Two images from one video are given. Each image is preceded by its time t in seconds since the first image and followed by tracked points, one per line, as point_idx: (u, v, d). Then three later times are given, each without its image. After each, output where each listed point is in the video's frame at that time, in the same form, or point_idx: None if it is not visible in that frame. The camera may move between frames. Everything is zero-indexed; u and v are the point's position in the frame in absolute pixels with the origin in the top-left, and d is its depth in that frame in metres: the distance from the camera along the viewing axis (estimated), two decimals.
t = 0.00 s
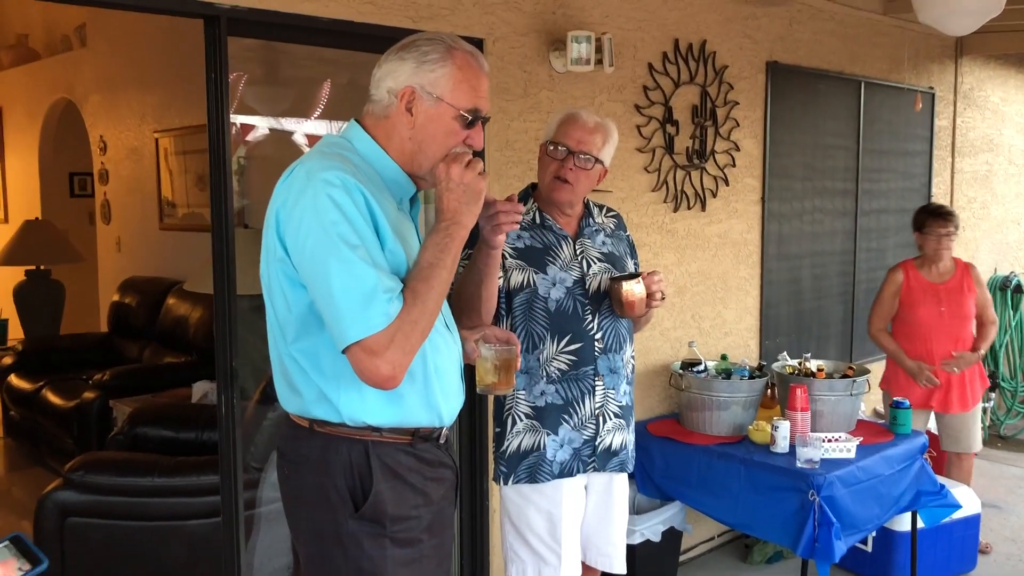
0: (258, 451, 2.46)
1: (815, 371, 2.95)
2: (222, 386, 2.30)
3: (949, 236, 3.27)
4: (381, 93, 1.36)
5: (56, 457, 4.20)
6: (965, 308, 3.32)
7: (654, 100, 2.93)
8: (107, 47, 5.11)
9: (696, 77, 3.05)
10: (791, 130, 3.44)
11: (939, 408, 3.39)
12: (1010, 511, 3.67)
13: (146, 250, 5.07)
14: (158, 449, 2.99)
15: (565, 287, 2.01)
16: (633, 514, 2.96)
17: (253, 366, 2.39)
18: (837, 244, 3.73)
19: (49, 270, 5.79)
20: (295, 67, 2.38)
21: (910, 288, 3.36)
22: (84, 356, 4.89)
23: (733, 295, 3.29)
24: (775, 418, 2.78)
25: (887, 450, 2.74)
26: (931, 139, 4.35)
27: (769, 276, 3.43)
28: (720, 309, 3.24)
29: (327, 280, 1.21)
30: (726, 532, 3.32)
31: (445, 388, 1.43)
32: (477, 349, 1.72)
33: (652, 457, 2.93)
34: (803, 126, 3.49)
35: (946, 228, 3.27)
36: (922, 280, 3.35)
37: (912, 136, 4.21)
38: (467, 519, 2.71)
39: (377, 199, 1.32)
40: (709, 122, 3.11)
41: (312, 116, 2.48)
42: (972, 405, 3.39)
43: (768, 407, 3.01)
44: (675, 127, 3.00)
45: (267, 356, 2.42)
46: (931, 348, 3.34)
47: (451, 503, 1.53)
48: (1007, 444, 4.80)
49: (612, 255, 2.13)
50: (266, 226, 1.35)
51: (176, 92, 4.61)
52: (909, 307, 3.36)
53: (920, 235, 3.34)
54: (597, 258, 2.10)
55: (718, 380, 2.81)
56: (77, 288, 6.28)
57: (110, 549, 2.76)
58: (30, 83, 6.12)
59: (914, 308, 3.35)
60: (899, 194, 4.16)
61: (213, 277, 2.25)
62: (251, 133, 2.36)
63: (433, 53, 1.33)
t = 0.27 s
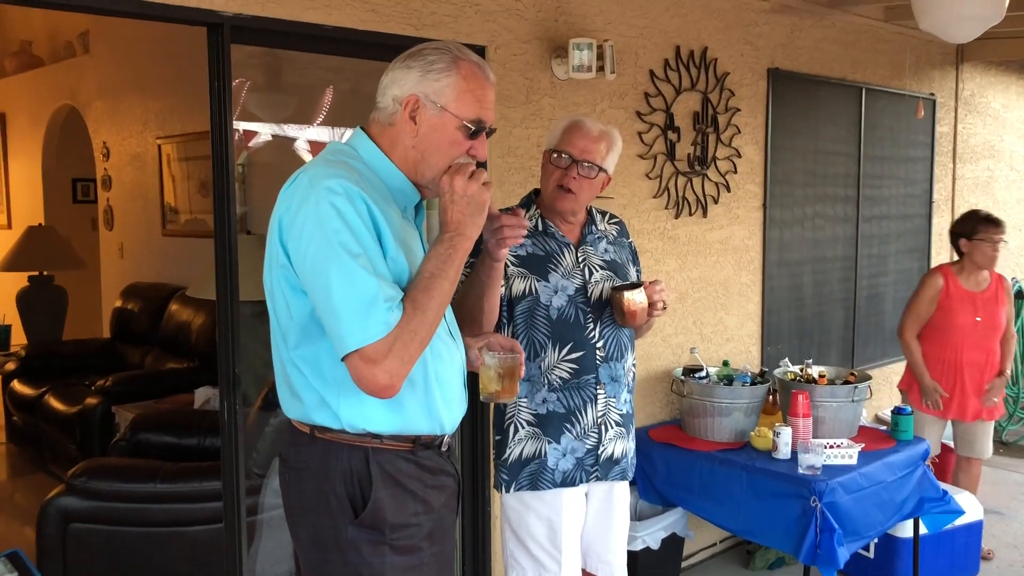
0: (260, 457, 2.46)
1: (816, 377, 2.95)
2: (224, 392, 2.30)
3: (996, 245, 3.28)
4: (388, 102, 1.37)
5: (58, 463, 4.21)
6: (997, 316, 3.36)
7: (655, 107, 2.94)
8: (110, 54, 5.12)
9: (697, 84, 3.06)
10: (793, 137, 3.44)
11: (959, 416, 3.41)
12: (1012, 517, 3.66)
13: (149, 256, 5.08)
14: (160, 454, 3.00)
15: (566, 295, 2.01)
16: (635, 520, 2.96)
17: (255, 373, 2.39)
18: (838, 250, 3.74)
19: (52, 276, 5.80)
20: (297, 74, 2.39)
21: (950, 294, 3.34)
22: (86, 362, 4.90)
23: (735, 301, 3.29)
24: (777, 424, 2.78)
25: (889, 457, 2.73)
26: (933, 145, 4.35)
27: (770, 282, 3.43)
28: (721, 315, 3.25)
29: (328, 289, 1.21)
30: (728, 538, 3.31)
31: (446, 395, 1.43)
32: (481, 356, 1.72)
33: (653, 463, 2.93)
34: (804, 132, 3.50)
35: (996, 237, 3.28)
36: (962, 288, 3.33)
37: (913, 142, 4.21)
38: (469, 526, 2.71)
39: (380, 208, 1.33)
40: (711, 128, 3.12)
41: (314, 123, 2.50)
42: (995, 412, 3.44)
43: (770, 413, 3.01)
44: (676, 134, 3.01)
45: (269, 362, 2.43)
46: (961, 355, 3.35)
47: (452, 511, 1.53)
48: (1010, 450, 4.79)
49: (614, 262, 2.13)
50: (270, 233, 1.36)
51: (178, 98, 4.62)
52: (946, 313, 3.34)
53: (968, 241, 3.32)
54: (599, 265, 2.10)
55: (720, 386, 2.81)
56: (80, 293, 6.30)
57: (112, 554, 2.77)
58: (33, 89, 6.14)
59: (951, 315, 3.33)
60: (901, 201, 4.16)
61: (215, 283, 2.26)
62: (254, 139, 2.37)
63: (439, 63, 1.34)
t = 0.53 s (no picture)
0: (258, 461, 2.46)
1: (816, 381, 2.94)
2: (223, 396, 2.30)
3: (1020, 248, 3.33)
4: (386, 106, 1.36)
5: (57, 466, 4.20)
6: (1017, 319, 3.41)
7: (655, 111, 2.94)
8: (109, 57, 5.12)
9: (696, 88, 3.06)
10: (792, 141, 3.44)
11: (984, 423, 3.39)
12: (1012, 521, 3.66)
13: (148, 259, 5.08)
14: (159, 458, 2.99)
15: (566, 301, 2.01)
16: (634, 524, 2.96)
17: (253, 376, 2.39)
18: (837, 254, 3.74)
19: (52, 279, 5.80)
20: (297, 78, 2.39)
21: (974, 298, 3.35)
22: (86, 365, 4.90)
23: (734, 305, 3.29)
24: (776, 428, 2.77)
25: (888, 461, 2.73)
26: (932, 149, 4.36)
27: (770, 285, 3.43)
28: (721, 319, 3.24)
29: (325, 294, 1.21)
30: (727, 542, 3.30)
31: (445, 399, 1.43)
32: (482, 360, 1.71)
33: (653, 467, 2.93)
34: (804, 136, 3.50)
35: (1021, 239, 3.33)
36: (986, 290, 3.36)
37: (913, 146, 4.21)
38: (468, 530, 2.70)
39: (378, 212, 1.32)
40: (710, 132, 3.12)
41: (314, 126, 2.49)
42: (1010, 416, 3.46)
43: (769, 418, 3.01)
44: (676, 138, 3.01)
45: (267, 366, 2.42)
46: (985, 358, 3.36)
47: (451, 515, 1.52)
48: (1010, 453, 4.79)
49: (614, 267, 2.13)
50: (268, 237, 1.36)
51: (178, 102, 4.62)
52: (970, 316, 3.36)
53: (996, 245, 3.34)
54: (599, 270, 2.10)
55: (719, 390, 2.80)
56: (79, 297, 6.29)
57: (110, 558, 2.76)
58: (32, 92, 6.14)
59: (975, 318, 3.35)
60: (900, 205, 4.16)
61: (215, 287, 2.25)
62: (253, 142, 2.37)
63: (437, 66, 1.34)
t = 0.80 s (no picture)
0: (257, 462, 2.46)
1: (816, 382, 2.94)
2: (223, 397, 2.30)
3: None
4: (385, 106, 1.37)
5: (55, 467, 4.20)
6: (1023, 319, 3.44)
7: (655, 112, 2.94)
8: (109, 58, 5.13)
9: (696, 89, 3.06)
10: (792, 142, 3.44)
11: (999, 425, 3.41)
12: (1011, 523, 3.65)
13: (148, 260, 5.08)
14: (158, 459, 2.99)
15: (563, 305, 2.01)
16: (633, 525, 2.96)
17: (252, 376, 2.39)
18: (837, 256, 3.73)
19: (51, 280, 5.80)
20: (297, 79, 2.39)
21: (984, 300, 3.36)
22: (85, 366, 4.90)
23: (734, 306, 3.29)
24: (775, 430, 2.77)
25: (888, 463, 2.73)
26: (932, 151, 4.36)
27: (770, 287, 3.43)
28: (720, 320, 3.24)
29: (323, 296, 1.21)
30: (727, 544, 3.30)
31: (444, 400, 1.43)
32: (481, 360, 1.71)
33: (653, 470, 2.93)
34: (803, 138, 3.50)
35: None
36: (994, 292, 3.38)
37: (913, 148, 4.21)
38: (467, 531, 2.70)
39: (378, 213, 1.32)
40: (710, 134, 3.12)
41: (314, 127, 2.49)
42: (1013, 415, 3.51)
43: (769, 419, 3.01)
44: (675, 139, 3.01)
45: (266, 366, 2.42)
46: (997, 360, 3.38)
47: (450, 516, 1.52)
48: (1010, 455, 4.79)
49: (613, 270, 2.13)
50: (267, 237, 1.36)
51: (178, 102, 4.63)
52: (982, 318, 3.37)
53: (1005, 248, 3.34)
54: (598, 273, 2.10)
55: (718, 392, 2.80)
56: (79, 297, 6.30)
57: (109, 558, 2.77)
58: (32, 92, 6.15)
59: (987, 321, 3.36)
60: (900, 207, 4.16)
61: (213, 287, 2.25)
62: (253, 143, 2.38)
63: (436, 68, 1.34)
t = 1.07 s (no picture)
0: (259, 462, 2.46)
1: (819, 383, 2.93)
2: (225, 397, 2.29)
3: None
4: (388, 106, 1.36)
5: (58, 466, 4.20)
6: None
7: (657, 112, 2.94)
8: (112, 58, 5.13)
9: (699, 89, 3.06)
10: (795, 143, 3.44)
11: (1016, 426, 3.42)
12: (1014, 524, 3.65)
13: (150, 260, 5.08)
14: (160, 458, 2.99)
15: (564, 309, 2.00)
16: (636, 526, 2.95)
17: (254, 376, 2.39)
18: (840, 256, 3.73)
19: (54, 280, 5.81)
20: (300, 79, 2.39)
21: (990, 300, 3.36)
22: (87, 366, 4.90)
23: (736, 306, 3.29)
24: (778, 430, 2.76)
25: (891, 464, 2.72)
26: (935, 151, 4.35)
27: (773, 287, 3.42)
28: (723, 320, 3.24)
29: (322, 302, 1.20)
30: (729, 544, 3.29)
31: (448, 400, 1.43)
32: (483, 360, 1.70)
33: (655, 471, 2.92)
34: (806, 138, 3.50)
35: None
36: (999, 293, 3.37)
37: (915, 148, 4.21)
38: (469, 531, 2.70)
39: (381, 215, 1.31)
40: (713, 134, 3.11)
41: (316, 127, 2.49)
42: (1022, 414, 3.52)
43: (771, 419, 3.01)
44: (678, 139, 3.01)
45: (267, 366, 2.42)
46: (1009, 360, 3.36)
47: (453, 517, 1.52)
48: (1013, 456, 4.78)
49: (615, 273, 2.13)
50: (271, 238, 1.36)
51: (180, 102, 4.63)
52: (989, 318, 3.36)
53: (1008, 249, 3.34)
54: (600, 276, 2.10)
55: (721, 392, 2.79)
56: (81, 297, 6.30)
57: (112, 558, 2.77)
58: (34, 92, 6.15)
59: (997, 320, 3.35)
60: (903, 207, 4.16)
61: (215, 287, 2.25)
62: (256, 143, 2.38)
63: (440, 67, 1.34)
